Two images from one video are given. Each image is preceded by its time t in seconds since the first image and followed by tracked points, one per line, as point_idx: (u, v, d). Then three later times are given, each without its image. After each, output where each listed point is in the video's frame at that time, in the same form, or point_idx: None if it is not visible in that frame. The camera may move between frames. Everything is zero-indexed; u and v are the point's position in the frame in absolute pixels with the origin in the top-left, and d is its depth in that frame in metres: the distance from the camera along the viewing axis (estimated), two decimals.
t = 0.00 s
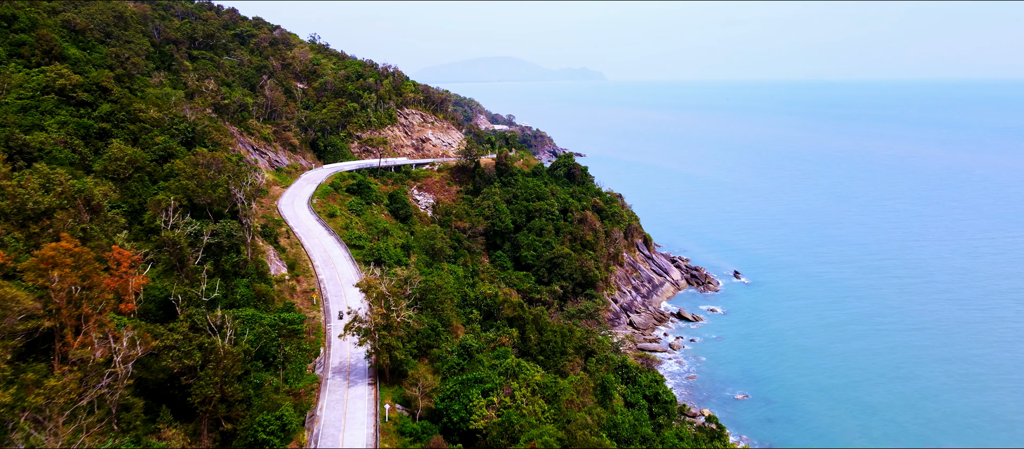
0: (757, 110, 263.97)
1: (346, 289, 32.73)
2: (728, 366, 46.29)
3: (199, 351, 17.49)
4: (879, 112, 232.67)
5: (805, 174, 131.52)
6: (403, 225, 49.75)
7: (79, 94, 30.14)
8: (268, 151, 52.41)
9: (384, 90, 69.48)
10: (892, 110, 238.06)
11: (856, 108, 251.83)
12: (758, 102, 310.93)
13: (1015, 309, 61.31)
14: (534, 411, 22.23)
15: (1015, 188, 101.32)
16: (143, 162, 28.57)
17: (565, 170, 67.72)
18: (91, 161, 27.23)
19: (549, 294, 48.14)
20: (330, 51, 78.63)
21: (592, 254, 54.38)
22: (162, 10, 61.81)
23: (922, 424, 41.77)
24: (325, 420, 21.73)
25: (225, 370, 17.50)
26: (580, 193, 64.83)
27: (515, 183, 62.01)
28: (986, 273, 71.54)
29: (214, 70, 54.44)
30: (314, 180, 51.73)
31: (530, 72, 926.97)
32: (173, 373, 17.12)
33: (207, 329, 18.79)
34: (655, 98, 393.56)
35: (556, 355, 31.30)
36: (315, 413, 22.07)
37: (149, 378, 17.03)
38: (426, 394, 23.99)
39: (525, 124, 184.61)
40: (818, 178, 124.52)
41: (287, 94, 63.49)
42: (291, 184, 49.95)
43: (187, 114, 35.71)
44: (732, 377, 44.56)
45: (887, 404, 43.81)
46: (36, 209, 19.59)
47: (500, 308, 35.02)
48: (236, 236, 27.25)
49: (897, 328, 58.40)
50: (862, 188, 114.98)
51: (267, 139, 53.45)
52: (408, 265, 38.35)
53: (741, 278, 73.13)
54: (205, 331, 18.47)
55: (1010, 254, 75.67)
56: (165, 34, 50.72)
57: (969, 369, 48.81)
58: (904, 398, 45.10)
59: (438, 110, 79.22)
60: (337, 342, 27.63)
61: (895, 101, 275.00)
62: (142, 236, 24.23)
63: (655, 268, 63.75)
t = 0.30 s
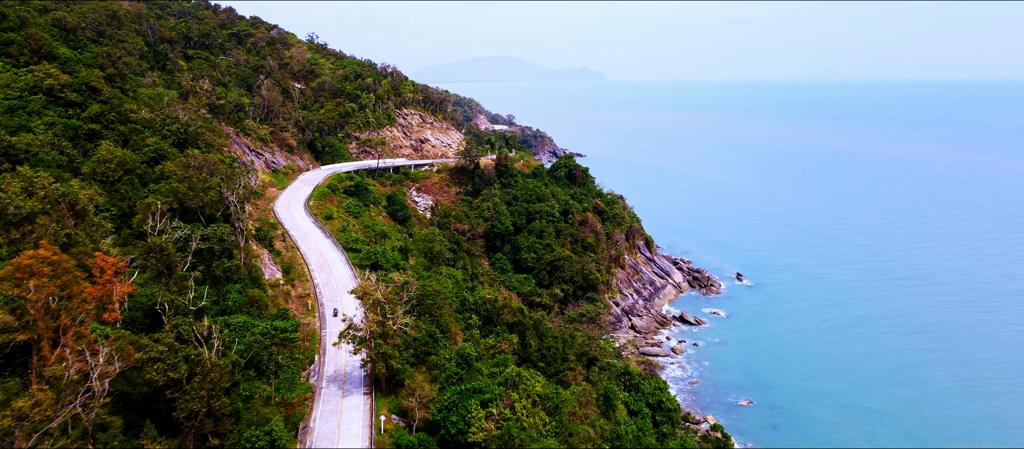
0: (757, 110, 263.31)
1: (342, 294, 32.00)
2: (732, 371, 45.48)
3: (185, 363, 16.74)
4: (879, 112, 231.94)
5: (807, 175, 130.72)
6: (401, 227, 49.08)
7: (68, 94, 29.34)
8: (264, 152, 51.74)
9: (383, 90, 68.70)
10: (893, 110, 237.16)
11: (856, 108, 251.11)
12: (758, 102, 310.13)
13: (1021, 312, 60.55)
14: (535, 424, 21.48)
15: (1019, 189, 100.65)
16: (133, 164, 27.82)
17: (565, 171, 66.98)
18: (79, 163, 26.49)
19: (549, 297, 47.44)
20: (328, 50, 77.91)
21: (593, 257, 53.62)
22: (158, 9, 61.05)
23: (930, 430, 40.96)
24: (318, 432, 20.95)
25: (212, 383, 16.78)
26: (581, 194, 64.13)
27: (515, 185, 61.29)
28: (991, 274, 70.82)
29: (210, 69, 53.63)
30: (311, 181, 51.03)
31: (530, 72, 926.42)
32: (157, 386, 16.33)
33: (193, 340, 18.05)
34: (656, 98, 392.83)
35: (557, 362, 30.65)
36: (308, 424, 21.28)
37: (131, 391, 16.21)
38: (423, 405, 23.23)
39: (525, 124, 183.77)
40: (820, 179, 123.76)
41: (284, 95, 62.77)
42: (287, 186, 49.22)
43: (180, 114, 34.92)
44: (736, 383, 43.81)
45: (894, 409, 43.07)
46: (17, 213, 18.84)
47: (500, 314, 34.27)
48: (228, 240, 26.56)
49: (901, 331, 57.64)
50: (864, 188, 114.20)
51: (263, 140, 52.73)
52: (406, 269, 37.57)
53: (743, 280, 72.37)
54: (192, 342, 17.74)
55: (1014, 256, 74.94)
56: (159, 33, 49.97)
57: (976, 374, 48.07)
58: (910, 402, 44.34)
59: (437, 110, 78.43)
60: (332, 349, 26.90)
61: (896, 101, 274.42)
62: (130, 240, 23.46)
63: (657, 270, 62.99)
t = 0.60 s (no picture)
0: (758, 110, 262.43)
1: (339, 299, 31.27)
2: (736, 376, 44.68)
3: (169, 376, 16.01)
4: (879, 112, 231.29)
5: (808, 175, 129.92)
6: (400, 229, 48.45)
7: (55, 95, 28.54)
8: (261, 153, 51.04)
9: (381, 90, 67.95)
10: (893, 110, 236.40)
11: (857, 108, 250.33)
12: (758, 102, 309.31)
13: None
14: (536, 437, 20.68)
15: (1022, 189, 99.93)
16: (122, 166, 27.03)
17: (566, 172, 66.21)
18: (67, 165, 25.71)
19: (549, 301, 46.72)
20: (326, 50, 77.15)
21: (594, 259, 52.82)
22: (154, 8, 60.31)
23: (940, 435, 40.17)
24: (311, 445, 20.18)
25: (198, 397, 16.04)
26: (582, 195, 63.37)
27: (515, 186, 60.51)
28: (997, 276, 70.02)
29: (206, 69, 52.78)
30: (308, 182, 50.30)
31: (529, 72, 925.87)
32: (140, 401, 15.56)
33: (178, 352, 17.32)
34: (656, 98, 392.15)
35: (558, 369, 29.99)
36: (300, 436, 20.50)
37: (111, 407, 15.41)
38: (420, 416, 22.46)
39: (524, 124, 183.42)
40: (822, 179, 123.01)
41: (282, 94, 62.03)
42: (284, 187, 48.47)
43: (172, 115, 34.01)
44: (740, 388, 43.05)
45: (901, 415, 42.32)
46: None
47: (500, 319, 33.48)
48: (220, 245, 25.80)
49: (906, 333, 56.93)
50: (867, 189, 113.43)
51: (260, 140, 52.03)
52: (403, 273, 36.81)
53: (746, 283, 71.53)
54: (177, 354, 17.02)
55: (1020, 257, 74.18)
56: (153, 32, 49.21)
57: (984, 378, 47.28)
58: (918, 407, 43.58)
59: (436, 110, 77.62)
60: (327, 357, 26.13)
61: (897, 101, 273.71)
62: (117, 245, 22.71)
63: (659, 272, 62.23)
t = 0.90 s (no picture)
0: (757, 110, 261.51)
1: (334, 304, 30.50)
2: (739, 381, 43.96)
3: (152, 391, 15.22)
4: (880, 112, 230.35)
5: (810, 175, 129.13)
6: (398, 232, 47.70)
7: (43, 95, 27.75)
8: (257, 154, 50.34)
9: (380, 90, 67.22)
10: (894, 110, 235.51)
11: (858, 108, 249.52)
12: (759, 102, 308.38)
13: None
14: None
15: None
16: (111, 169, 26.25)
17: (566, 173, 65.50)
18: (54, 167, 24.93)
19: (550, 304, 45.98)
20: (324, 49, 76.44)
21: (595, 262, 52.05)
22: (150, 7, 59.65)
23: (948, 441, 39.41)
24: None
25: (181, 414, 15.22)
26: (583, 197, 62.63)
27: (515, 187, 59.76)
28: (1003, 278, 69.20)
29: (201, 69, 52.02)
30: (305, 184, 49.55)
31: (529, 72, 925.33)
32: (120, 418, 14.72)
33: (163, 365, 16.54)
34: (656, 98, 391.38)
35: (559, 377, 29.28)
36: None
37: (91, 424, 14.56)
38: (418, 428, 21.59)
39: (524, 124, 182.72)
40: (823, 180, 122.26)
41: (279, 95, 61.33)
42: (280, 189, 47.72)
43: (163, 115, 33.17)
44: (744, 394, 42.28)
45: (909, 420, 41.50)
46: None
47: (499, 325, 32.71)
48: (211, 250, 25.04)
49: (911, 336, 56.15)
50: (869, 189, 112.61)
51: (257, 141, 51.31)
52: (401, 277, 36.06)
53: (749, 285, 70.81)
54: (161, 367, 16.23)
55: None
56: (148, 31, 48.48)
57: (992, 382, 46.46)
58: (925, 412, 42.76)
59: (435, 110, 76.83)
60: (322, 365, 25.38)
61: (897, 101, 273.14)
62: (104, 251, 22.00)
63: (661, 275, 61.45)
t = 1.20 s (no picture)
0: (758, 110, 260.72)
1: (329, 309, 29.79)
2: (743, 387, 43.21)
3: (133, 408, 14.53)
4: (881, 112, 229.43)
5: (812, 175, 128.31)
6: (396, 234, 46.98)
7: (29, 95, 26.91)
8: (253, 155, 49.64)
9: (378, 91, 66.52)
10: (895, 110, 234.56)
11: (859, 108, 248.69)
12: (759, 102, 307.47)
13: None
14: None
15: None
16: (99, 171, 25.46)
17: (567, 174, 64.77)
18: (39, 170, 24.14)
19: (551, 308, 45.20)
20: (322, 49, 75.73)
21: (597, 265, 51.28)
22: (146, 6, 58.96)
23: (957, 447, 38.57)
24: None
25: (163, 432, 14.48)
26: (584, 199, 61.90)
27: (515, 188, 59.02)
28: (1008, 279, 68.36)
29: (197, 68, 51.28)
30: (302, 185, 48.78)
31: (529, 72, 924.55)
32: (98, 437, 13.98)
33: (145, 380, 15.84)
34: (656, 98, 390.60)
35: (560, 384, 28.53)
36: None
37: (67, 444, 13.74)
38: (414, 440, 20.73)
39: (524, 124, 182.04)
40: (826, 180, 121.45)
41: (276, 94, 60.58)
42: (277, 190, 46.98)
43: (155, 116, 32.33)
44: (749, 400, 41.53)
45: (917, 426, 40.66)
46: None
47: (499, 331, 31.94)
48: (202, 256, 24.30)
49: (917, 338, 55.37)
50: (872, 189, 111.79)
51: (253, 142, 50.60)
52: (399, 282, 35.28)
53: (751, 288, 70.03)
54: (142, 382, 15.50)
55: None
56: (142, 31, 47.77)
57: (1001, 386, 45.64)
58: (933, 417, 41.98)
59: (434, 111, 76.02)
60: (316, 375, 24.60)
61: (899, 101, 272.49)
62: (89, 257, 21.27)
63: (663, 278, 60.70)
